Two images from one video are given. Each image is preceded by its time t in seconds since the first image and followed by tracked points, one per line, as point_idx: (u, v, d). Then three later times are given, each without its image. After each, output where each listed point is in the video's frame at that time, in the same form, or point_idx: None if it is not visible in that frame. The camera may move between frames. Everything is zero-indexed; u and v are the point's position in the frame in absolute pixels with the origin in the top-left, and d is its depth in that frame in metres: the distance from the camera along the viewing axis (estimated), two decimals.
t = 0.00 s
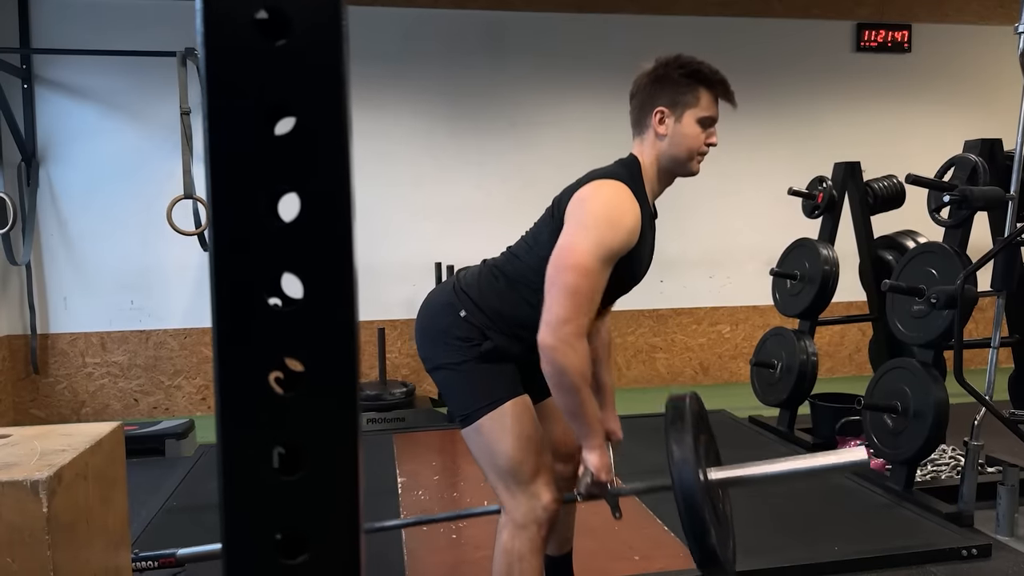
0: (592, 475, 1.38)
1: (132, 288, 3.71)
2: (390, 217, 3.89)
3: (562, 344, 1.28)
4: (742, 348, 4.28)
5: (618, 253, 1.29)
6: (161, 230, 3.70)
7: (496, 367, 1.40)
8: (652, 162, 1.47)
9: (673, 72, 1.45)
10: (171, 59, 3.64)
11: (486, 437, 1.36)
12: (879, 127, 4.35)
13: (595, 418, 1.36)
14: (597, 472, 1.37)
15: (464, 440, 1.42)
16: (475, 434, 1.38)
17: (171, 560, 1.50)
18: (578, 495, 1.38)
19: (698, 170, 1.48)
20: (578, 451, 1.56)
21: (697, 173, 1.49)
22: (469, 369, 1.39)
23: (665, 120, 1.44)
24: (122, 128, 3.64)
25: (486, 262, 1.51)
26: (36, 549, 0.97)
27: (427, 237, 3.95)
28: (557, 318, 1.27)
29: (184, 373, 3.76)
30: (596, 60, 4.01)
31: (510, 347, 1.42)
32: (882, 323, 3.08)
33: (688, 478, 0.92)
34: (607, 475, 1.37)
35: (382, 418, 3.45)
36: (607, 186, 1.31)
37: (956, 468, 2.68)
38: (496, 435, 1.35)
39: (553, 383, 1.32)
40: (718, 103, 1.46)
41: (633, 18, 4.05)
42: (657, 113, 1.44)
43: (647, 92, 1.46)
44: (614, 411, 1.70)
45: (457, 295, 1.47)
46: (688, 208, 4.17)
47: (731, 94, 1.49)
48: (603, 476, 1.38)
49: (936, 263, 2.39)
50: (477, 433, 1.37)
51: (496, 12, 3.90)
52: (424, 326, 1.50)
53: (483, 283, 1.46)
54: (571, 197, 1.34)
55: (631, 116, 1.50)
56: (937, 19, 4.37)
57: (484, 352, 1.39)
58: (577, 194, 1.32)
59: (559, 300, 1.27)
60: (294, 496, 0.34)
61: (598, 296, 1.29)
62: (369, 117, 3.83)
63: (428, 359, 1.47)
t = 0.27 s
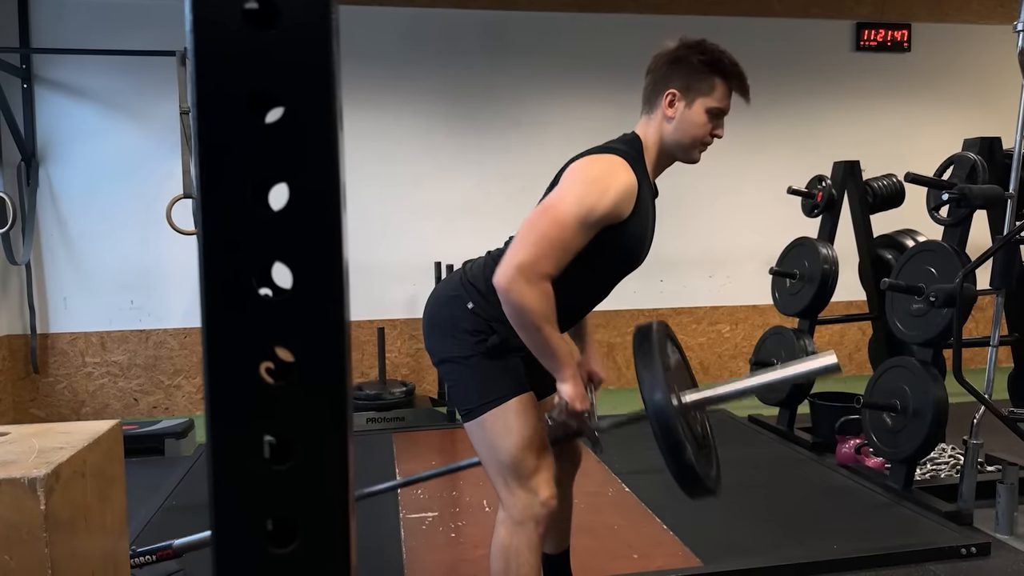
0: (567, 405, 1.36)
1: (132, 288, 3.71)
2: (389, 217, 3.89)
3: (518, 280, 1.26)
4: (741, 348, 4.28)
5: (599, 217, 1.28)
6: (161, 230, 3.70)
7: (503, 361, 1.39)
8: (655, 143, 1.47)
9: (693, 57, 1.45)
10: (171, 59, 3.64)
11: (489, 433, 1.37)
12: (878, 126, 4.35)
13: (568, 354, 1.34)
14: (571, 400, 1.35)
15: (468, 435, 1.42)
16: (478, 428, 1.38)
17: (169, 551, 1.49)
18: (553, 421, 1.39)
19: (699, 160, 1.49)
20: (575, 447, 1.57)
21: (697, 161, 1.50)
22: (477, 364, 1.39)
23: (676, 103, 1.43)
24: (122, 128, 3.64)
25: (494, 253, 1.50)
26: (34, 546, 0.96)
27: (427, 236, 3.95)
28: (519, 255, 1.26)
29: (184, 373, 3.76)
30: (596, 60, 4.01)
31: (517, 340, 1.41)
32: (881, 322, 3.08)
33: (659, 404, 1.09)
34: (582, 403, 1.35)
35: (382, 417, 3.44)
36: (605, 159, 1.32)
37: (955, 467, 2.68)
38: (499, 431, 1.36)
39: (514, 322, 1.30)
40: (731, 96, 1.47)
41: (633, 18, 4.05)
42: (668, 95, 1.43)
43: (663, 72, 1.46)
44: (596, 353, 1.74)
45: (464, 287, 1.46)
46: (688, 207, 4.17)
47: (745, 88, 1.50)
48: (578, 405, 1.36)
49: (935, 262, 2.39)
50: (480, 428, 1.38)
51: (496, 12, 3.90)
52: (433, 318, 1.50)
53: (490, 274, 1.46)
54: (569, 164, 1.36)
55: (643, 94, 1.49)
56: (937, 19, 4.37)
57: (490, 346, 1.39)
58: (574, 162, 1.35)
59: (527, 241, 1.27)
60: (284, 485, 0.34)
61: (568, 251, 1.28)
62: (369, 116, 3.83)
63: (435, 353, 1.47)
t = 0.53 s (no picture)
0: (547, 360, 1.34)
1: (132, 287, 3.71)
2: (389, 217, 3.89)
3: (494, 235, 1.26)
4: (741, 348, 4.27)
5: (586, 194, 1.28)
6: (161, 230, 3.70)
7: (504, 360, 1.40)
8: (659, 139, 1.46)
9: (707, 58, 1.45)
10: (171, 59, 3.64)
11: (489, 431, 1.37)
12: (878, 127, 4.35)
13: (546, 311, 1.34)
14: (551, 355, 1.33)
15: (468, 433, 1.42)
16: (479, 427, 1.38)
17: (166, 548, 1.49)
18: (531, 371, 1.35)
19: (700, 162, 1.49)
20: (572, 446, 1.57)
21: (698, 163, 1.50)
22: (479, 364, 1.39)
23: (685, 100, 1.43)
24: (123, 127, 3.64)
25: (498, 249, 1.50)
26: (31, 545, 0.96)
27: (427, 236, 3.95)
28: (499, 212, 1.27)
29: (184, 373, 3.76)
30: (596, 60, 4.01)
31: (519, 338, 1.41)
32: (881, 322, 3.08)
33: (637, 352, 1.24)
34: (561, 357, 1.34)
35: (381, 417, 3.45)
36: (607, 145, 1.35)
37: (954, 467, 2.68)
38: (499, 429, 1.36)
39: (492, 280, 1.30)
40: (740, 101, 1.47)
41: (632, 18, 4.05)
42: (678, 93, 1.43)
43: (676, 68, 1.46)
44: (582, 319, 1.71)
45: (467, 283, 1.46)
46: (687, 207, 4.17)
47: (755, 94, 1.51)
48: (557, 358, 1.34)
49: (934, 261, 2.39)
50: (480, 426, 1.38)
51: (496, 12, 3.90)
52: (436, 315, 1.50)
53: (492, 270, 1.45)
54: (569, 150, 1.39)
55: (653, 87, 1.49)
56: (937, 18, 4.37)
57: (492, 345, 1.40)
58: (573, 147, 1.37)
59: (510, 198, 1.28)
60: (276, 478, 0.34)
61: (550, 220, 1.29)
62: (369, 117, 3.83)
63: (437, 350, 1.48)
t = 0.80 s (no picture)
0: (541, 360, 1.34)
1: (132, 288, 3.71)
2: (389, 218, 3.89)
3: (488, 235, 1.27)
4: (741, 348, 4.27)
5: (580, 194, 1.29)
6: (160, 231, 3.71)
7: (500, 362, 1.40)
8: (656, 142, 1.46)
9: (706, 60, 1.45)
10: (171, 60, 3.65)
11: (485, 432, 1.37)
12: (878, 128, 4.36)
13: (540, 311, 1.34)
14: (545, 355, 1.34)
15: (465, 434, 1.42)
16: (476, 428, 1.39)
17: (166, 548, 1.49)
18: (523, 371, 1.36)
19: (696, 166, 1.49)
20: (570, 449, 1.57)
21: (693, 166, 1.50)
22: (475, 365, 1.40)
23: (683, 103, 1.43)
24: (124, 129, 3.65)
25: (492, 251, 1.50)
26: (31, 546, 0.97)
27: (427, 237, 3.95)
28: (493, 212, 1.27)
29: (184, 374, 3.76)
30: (595, 61, 4.01)
31: (516, 339, 1.42)
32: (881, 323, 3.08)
33: (636, 353, 1.26)
34: (556, 357, 1.34)
35: (381, 418, 3.45)
36: (599, 144, 1.36)
37: (953, 467, 2.68)
38: (496, 429, 1.36)
39: (486, 281, 1.30)
40: (737, 104, 1.47)
41: (632, 19, 4.05)
42: (675, 95, 1.43)
43: (675, 70, 1.46)
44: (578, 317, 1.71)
45: (463, 285, 1.47)
46: (687, 208, 4.17)
47: (753, 98, 1.50)
48: (552, 359, 1.34)
49: (933, 262, 2.40)
50: (477, 427, 1.38)
51: (495, 13, 3.90)
52: (432, 316, 1.50)
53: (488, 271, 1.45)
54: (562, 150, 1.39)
55: (651, 89, 1.49)
56: (937, 19, 4.37)
57: (488, 346, 1.40)
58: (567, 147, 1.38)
59: (502, 199, 1.29)
60: (273, 479, 0.34)
61: (544, 219, 1.29)
62: (370, 118, 3.84)
63: (434, 351, 1.48)
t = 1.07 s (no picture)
0: (554, 399, 1.35)
1: (133, 289, 3.72)
2: (390, 218, 3.90)
3: (501, 274, 1.26)
4: (741, 349, 4.28)
5: (584, 216, 1.29)
6: (161, 231, 3.71)
7: (494, 364, 1.40)
8: (650, 152, 1.46)
9: (693, 67, 1.45)
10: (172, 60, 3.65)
11: (481, 434, 1.37)
12: (878, 129, 4.36)
13: (552, 348, 1.34)
14: (558, 394, 1.34)
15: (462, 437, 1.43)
16: (472, 430, 1.39)
17: (168, 551, 1.49)
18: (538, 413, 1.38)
19: (694, 172, 1.49)
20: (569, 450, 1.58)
21: (689, 174, 1.50)
22: (469, 368, 1.40)
23: (675, 112, 1.43)
24: (125, 130, 3.65)
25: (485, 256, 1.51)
26: (34, 546, 0.97)
27: (428, 237, 3.95)
28: (503, 250, 1.27)
29: (185, 374, 3.77)
30: (596, 62, 4.02)
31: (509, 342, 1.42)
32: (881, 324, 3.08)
33: (653, 394, 1.10)
34: (568, 396, 1.34)
35: (382, 418, 3.45)
36: (590, 156, 1.35)
37: (954, 468, 2.68)
38: (492, 431, 1.36)
39: (500, 320, 1.30)
40: (729, 107, 1.47)
41: (633, 20, 4.06)
42: (667, 104, 1.43)
43: (663, 80, 1.46)
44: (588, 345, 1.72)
45: (455, 290, 1.47)
46: (688, 208, 4.18)
47: (744, 99, 1.50)
48: (565, 398, 1.34)
49: (933, 263, 2.40)
50: (473, 429, 1.38)
51: (496, 14, 3.91)
52: (425, 321, 1.51)
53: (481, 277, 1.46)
54: (556, 165, 1.38)
55: (643, 101, 1.49)
56: (937, 20, 4.37)
57: (481, 349, 1.40)
58: (561, 162, 1.36)
59: (508, 233, 1.28)
60: (277, 481, 0.35)
61: (552, 248, 1.29)
62: (370, 118, 3.84)
63: (428, 356, 1.48)
